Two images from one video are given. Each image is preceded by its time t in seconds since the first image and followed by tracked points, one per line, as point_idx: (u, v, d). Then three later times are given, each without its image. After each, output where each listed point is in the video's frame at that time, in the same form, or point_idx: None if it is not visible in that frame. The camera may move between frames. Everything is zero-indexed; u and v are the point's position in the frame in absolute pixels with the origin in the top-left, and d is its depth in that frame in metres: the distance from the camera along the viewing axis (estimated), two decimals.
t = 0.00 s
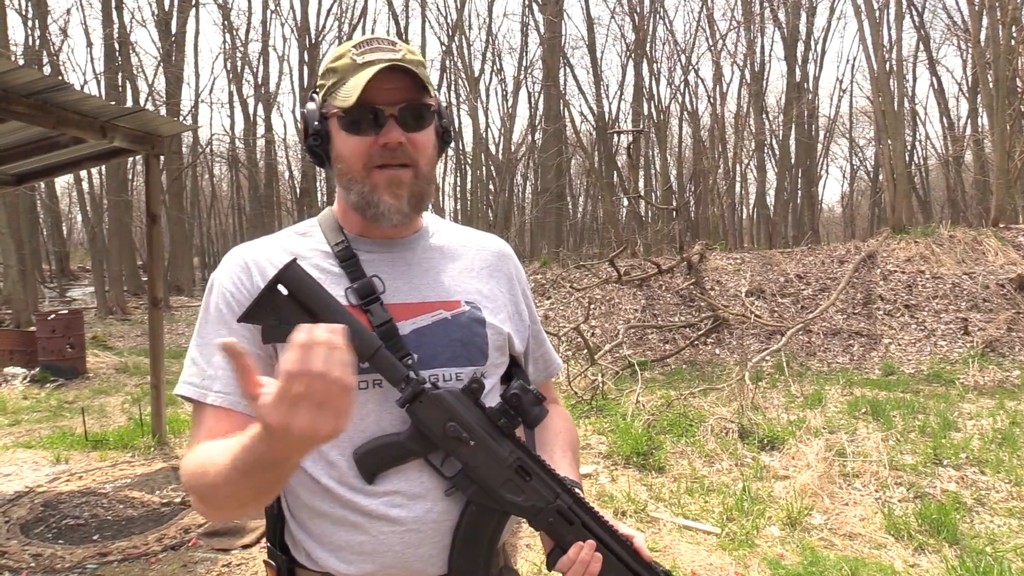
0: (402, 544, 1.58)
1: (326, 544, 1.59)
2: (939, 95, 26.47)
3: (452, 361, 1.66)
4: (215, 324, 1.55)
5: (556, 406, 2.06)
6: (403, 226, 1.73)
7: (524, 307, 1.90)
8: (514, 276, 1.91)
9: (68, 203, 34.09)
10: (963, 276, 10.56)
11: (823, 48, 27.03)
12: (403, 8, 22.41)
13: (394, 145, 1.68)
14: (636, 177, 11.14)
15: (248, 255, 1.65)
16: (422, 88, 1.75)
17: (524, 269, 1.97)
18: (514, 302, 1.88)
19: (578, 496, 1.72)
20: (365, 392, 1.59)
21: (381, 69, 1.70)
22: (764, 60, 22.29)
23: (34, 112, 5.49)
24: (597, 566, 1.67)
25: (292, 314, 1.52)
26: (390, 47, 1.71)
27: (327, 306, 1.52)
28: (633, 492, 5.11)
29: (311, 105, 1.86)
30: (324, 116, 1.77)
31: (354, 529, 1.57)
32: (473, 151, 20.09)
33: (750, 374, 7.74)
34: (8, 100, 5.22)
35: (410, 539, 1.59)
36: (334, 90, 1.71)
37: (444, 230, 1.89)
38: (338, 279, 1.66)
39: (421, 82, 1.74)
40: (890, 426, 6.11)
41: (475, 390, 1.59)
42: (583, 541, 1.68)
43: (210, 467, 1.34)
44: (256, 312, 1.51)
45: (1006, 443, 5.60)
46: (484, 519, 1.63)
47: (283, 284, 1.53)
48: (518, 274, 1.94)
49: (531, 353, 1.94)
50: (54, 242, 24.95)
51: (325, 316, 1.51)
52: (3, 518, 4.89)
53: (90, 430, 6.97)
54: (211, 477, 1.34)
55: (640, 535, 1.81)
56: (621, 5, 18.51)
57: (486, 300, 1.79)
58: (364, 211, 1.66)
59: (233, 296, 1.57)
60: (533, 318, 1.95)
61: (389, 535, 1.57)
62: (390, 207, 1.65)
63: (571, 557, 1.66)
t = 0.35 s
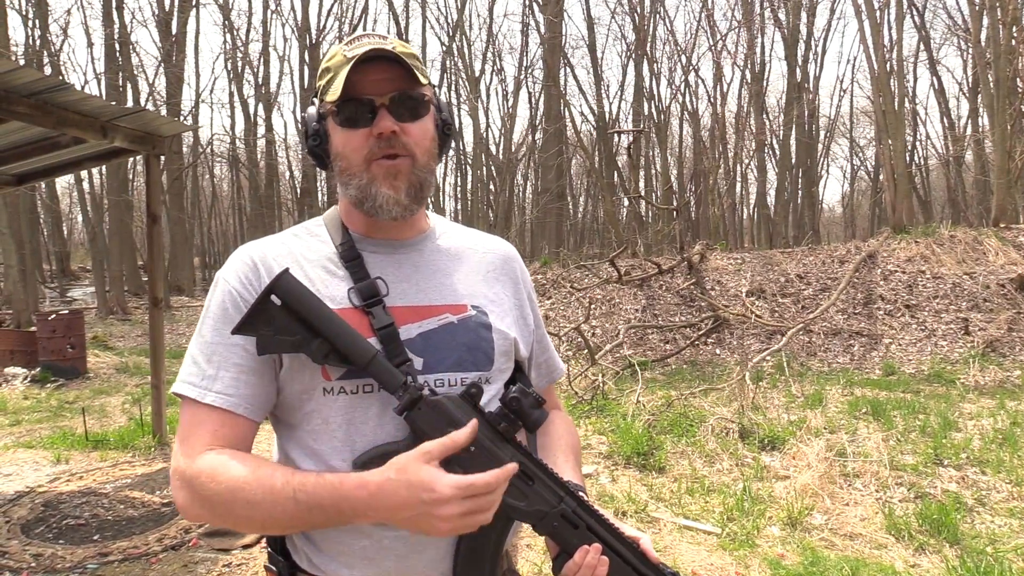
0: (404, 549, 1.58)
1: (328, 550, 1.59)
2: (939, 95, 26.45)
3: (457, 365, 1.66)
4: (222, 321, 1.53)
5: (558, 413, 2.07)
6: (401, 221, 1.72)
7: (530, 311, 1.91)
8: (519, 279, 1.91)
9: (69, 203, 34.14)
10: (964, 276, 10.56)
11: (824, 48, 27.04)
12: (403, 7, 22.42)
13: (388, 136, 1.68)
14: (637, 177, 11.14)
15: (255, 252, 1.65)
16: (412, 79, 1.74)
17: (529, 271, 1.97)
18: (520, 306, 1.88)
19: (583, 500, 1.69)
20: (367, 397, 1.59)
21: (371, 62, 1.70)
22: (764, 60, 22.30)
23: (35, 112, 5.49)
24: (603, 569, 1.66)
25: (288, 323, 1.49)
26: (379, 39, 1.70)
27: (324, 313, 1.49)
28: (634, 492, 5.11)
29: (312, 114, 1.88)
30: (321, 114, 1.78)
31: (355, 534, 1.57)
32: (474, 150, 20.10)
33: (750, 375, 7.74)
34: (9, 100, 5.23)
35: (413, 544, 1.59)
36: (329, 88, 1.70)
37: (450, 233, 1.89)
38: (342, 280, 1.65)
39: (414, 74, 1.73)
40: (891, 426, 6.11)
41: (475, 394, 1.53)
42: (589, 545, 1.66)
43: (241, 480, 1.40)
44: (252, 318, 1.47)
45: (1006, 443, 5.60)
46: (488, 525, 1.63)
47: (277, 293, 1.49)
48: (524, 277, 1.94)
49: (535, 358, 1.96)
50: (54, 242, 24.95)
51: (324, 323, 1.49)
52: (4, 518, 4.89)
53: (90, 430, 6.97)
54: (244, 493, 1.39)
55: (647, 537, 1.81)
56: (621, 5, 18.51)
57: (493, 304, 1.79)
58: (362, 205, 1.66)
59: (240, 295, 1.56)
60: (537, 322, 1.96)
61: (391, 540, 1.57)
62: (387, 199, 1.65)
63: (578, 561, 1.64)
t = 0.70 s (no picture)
0: (394, 552, 1.58)
1: (321, 548, 1.59)
2: (939, 95, 26.46)
3: (454, 369, 1.66)
4: (223, 317, 1.54)
5: (565, 415, 2.06)
6: (400, 226, 1.72)
7: (535, 314, 1.89)
8: (525, 281, 1.90)
9: (69, 203, 34.13)
10: (963, 276, 10.56)
11: (824, 48, 27.04)
12: (403, 7, 22.43)
13: (391, 140, 1.68)
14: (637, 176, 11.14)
15: (255, 251, 1.66)
16: (421, 81, 1.73)
17: (537, 273, 1.96)
18: (524, 308, 1.88)
19: (576, 510, 1.69)
20: (364, 397, 1.59)
21: (380, 61, 1.70)
22: (764, 60, 22.32)
23: (35, 112, 5.49)
24: None
25: (284, 322, 1.49)
26: (389, 40, 1.69)
27: (319, 314, 1.49)
28: (633, 492, 5.11)
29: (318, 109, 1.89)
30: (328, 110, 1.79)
31: (348, 534, 1.57)
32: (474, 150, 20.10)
33: (750, 375, 7.75)
34: (8, 100, 5.22)
35: (403, 548, 1.59)
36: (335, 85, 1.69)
37: (457, 232, 1.90)
38: (342, 278, 1.66)
39: (421, 78, 1.72)
40: (891, 426, 6.11)
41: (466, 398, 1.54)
42: (580, 556, 1.66)
43: (225, 480, 1.39)
44: (249, 318, 1.48)
45: (1006, 443, 5.60)
46: (479, 531, 1.61)
47: (273, 293, 1.49)
48: (530, 280, 1.93)
49: (542, 361, 1.94)
50: (54, 242, 24.94)
51: (319, 324, 1.49)
52: (4, 518, 4.89)
53: (90, 430, 6.97)
54: (227, 494, 1.38)
55: (642, 549, 1.79)
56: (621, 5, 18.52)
57: (495, 306, 1.78)
58: (362, 207, 1.67)
59: (240, 292, 1.57)
60: (544, 324, 1.95)
61: (382, 541, 1.57)
62: (385, 206, 1.65)
63: (568, 571, 1.64)
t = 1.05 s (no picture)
0: (389, 549, 1.58)
1: (318, 544, 1.61)
2: (939, 95, 26.45)
3: (450, 367, 1.65)
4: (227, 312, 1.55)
5: (569, 416, 2.06)
6: (400, 227, 1.72)
7: (536, 314, 1.89)
8: (526, 280, 1.89)
9: (69, 203, 34.14)
10: (964, 276, 10.56)
11: (824, 48, 27.03)
12: (403, 7, 22.42)
13: (395, 145, 1.69)
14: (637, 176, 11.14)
15: (255, 251, 1.67)
16: (426, 87, 1.73)
17: (537, 272, 1.95)
18: (525, 308, 1.86)
19: (573, 506, 1.66)
20: (360, 394, 1.59)
21: (385, 66, 1.69)
22: (765, 61, 22.32)
23: (35, 112, 5.48)
24: None
25: (279, 322, 1.51)
26: (396, 44, 1.68)
27: (313, 312, 1.50)
28: (634, 492, 5.11)
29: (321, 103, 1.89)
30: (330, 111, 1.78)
31: (344, 530, 1.58)
32: (474, 150, 20.10)
33: (750, 375, 7.75)
34: (9, 100, 5.22)
35: (397, 544, 1.58)
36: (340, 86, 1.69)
37: (458, 232, 1.90)
38: (340, 276, 1.66)
39: (426, 84, 1.71)
40: (891, 426, 6.11)
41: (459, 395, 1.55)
42: (576, 552, 1.63)
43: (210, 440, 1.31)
44: (246, 315, 1.50)
45: (1006, 443, 5.60)
46: (473, 526, 1.59)
47: (268, 292, 1.51)
48: (532, 279, 1.92)
49: (543, 361, 1.94)
50: (54, 242, 24.94)
51: (313, 322, 1.49)
52: (4, 518, 4.89)
53: (90, 430, 6.97)
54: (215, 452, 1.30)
55: (641, 547, 1.78)
56: (621, 5, 18.51)
57: (494, 305, 1.78)
58: (363, 210, 1.67)
59: (242, 287, 1.58)
60: (546, 324, 1.94)
61: (377, 538, 1.57)
62: (386, 209, 1.64)
63: (564, 568, 1.62)
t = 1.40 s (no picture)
0: (394, 547, 1.58)
1: (322, 544, 1.59)
2: (939, 95, 26.44)
3: (451, 367, 1.65)
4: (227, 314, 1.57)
5: (569, 413, 2.05)
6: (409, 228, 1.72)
7: (534, 312, 1.89)
8: (524, 280, 1.89)
9: (69, 203, 34.16)
10: (964, 276, 10.56)
11: (824, 48, 27.01)
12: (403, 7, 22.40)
13: (417, 148, 1.68)
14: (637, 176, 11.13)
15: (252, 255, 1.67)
16: (451, 98, 1.75)
17: (536, 270, 1.95)
18: (523, 306, 1.87)
19: (577, 501, 1.68)
20: (361, 395, 1.60)
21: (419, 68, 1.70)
22: (765, 61, 22.32)
23: (35, 112, 5.47)
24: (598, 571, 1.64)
25: (278, 325, 1.50)
26: (431, 52, 1.70)
27: (312, 315, 1.49)
28: (633, 492, 5.11)
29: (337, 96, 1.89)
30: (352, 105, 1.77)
31: (348, 530, 1.57)
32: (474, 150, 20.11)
33: (750, 375, 7.75)
34: (9, 100, 5.21)
35: (403, 543, 1.58)
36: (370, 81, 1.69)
37: (457, 231, 1.90)
38: (339, 278, 1.66)
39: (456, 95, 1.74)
40: (891, 426, 6.11)
41: (462, 393, 1.58)
42: (583, 547, 1.64)
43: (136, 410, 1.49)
44: (245, 320, 1.49)
45: (1006, 443, 5.59)
46: (479, 524, 1.61)
47: (267, 297, 1.50)
48: (530, 276, 1.92)
49: (542, 359, 1.93)
50: (54, 242, 24.95)
51: (314, 325, 1.49)
52: (4, 518, 4.89)
53: (90, 430, 6.97)
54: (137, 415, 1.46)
55: (646, 539, 1.76)
56: (621, 5, 18.50)
57: (493, 304, 1.78)
58: (377, 208, 1.66)
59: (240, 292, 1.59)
60: (544, 323, 1.94)
61: (383, 537, 1.57)
62: (401, 210, 1.65)
63: (571, 563, 1.62)
